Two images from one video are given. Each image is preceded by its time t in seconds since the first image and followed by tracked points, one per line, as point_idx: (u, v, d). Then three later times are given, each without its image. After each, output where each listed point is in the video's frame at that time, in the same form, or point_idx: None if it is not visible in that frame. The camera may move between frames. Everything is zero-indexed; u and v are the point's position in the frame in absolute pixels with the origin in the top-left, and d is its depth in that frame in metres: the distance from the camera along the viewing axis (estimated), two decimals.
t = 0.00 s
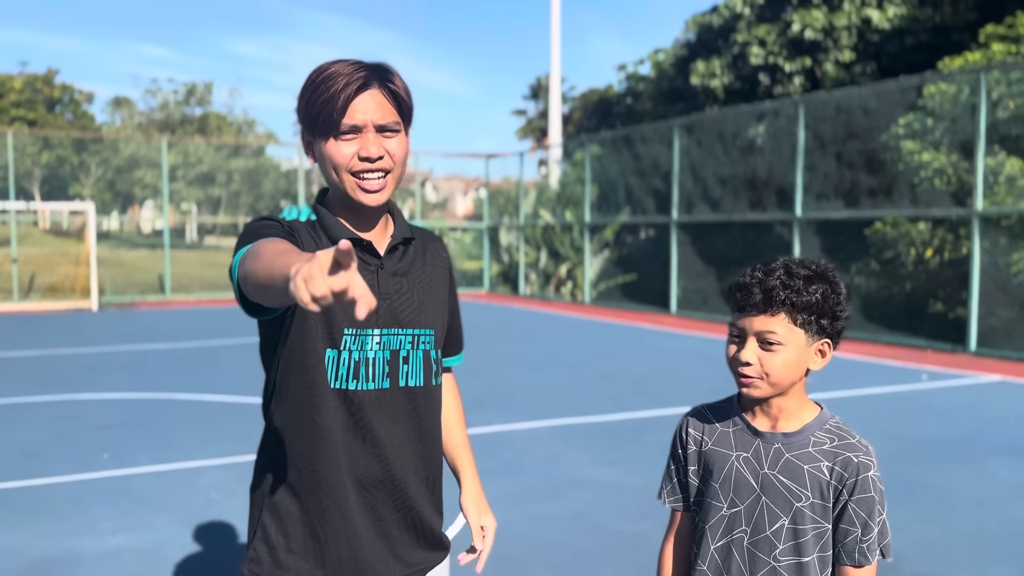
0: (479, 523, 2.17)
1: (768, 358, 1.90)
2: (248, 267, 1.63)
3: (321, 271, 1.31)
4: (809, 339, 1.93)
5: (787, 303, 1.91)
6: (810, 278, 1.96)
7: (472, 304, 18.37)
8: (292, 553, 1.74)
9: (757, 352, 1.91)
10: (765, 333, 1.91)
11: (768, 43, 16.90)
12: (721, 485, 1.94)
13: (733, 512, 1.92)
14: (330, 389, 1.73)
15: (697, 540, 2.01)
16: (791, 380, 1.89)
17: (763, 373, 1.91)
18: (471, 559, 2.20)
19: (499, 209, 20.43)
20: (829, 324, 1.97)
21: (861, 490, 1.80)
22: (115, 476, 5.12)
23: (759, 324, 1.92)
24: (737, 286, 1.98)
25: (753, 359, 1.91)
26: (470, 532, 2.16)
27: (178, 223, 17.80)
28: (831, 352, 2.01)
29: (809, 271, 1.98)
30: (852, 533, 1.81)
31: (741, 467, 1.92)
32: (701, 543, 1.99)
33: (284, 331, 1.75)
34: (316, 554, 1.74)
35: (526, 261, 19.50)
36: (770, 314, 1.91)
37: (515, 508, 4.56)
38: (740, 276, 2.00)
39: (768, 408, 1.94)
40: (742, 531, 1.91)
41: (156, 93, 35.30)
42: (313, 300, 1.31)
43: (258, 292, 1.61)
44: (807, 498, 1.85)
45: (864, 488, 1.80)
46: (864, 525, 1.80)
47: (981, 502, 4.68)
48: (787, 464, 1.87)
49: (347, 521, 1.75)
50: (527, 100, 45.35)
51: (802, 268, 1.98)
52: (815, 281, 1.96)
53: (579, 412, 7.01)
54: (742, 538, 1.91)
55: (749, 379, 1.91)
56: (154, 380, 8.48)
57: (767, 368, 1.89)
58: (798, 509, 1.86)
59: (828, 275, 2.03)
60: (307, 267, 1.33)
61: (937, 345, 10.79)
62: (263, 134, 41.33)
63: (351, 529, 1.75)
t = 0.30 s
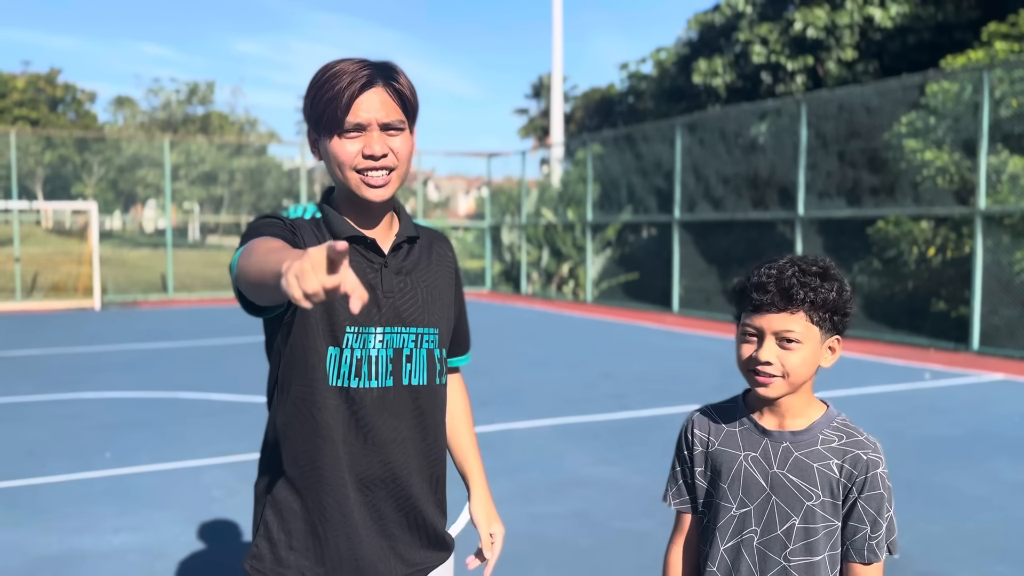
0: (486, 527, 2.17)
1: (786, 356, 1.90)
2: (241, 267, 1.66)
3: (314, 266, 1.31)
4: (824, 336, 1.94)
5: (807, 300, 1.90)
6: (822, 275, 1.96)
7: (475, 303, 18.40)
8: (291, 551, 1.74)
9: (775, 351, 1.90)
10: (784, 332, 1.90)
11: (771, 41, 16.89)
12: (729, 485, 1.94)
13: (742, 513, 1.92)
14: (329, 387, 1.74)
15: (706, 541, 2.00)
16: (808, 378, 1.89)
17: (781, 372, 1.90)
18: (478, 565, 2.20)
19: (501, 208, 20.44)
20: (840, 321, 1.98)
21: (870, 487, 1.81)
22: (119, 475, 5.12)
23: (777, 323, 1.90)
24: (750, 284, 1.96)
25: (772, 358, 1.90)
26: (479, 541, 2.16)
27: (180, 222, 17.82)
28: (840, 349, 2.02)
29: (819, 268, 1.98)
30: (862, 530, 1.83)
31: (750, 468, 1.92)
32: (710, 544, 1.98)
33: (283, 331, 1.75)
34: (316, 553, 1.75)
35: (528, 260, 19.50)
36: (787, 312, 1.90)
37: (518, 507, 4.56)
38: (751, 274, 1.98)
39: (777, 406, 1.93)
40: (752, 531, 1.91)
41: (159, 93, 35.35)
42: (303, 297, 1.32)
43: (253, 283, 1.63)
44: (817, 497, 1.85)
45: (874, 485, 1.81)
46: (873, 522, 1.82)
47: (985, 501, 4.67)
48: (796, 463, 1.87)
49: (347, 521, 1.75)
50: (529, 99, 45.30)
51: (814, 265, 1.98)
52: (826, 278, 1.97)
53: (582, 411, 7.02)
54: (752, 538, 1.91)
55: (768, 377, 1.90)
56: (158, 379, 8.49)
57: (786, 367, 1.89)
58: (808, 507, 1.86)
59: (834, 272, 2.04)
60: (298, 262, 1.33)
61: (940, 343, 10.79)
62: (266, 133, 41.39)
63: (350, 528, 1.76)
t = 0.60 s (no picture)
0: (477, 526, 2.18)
1: (796, 356, 1.89)
2: (221, 277, 1.53)
3: (361, 200, 1.29)
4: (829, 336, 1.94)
5: (814, 301, 1.90)
6: (826, 275, 1.97)
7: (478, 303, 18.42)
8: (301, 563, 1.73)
9: (784, 351, 1.89)
10: (791, 331, 1.89)
11: (773, 41, 16.88)
12: (734, 486, 1.93)
13: (748, 513, 1.92)
14: (340, 393, 1.72)
15: (711, 541, 2.00)
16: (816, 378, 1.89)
17: (790, 372, 1.89)
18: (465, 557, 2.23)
19: (504, 208, 20.45)
20: (844, 322, 1.99)
21: (875, 487, 1.82)
22: (122, 475, 5.13)
23: (785, 322, 1.90)
24: (756, 284, 1.95)
25: (781, 358, 1.89)
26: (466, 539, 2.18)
27: (184, 223, 17.84)
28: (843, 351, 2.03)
29: (822, 268, 1.99)
30: (868, 530, 1.83)
31: (754, 468, 1.92)
32: (715, 545, 1.98)
33: (285, 343, 1.71)
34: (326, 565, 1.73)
35: (531, 261, 19.51)
36: (795, 311, 1.90)
37: (522, 507, 4.56)
38: (756, 274, 1.98)
39: (780, 406, 1.92)
40: (757, 532, 1.91)
41: (162, 93, 35.42)
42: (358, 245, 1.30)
43: (243, 290, 1.50)
44: (822, 496, 1.86)
45: (879, 484, 1.82)
46: (879, 522, 1.83)
47: (988, 501, 4.66)
48: (802, 463, 1.87)
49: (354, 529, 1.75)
50: (531, 99, 45.30)
51: (817, 265, 1.98)
52: (830, 278, 1.98)
53: (585, 411, 7.02)
54: (756, 539, 1.91)
55: (776, 377, 1.88)
56: (162, 379, 8.52)
57: (794, 366, 1.88)
58: (814, 507, 1.86)
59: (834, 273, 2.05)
60: (335, 211, 1.29)
61: (943, 343, 10.77)
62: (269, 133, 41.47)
63: (359, 534, 1.76)
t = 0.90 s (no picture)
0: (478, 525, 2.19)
1: (793, 359, 1.89)
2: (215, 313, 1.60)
3: (327, 232, 1.37)
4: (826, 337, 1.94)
5: (811, 303, 1.90)
6: (821, 276, 1.97)
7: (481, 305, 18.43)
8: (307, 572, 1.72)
9: (781, 355, 1.89)
10: (788, 335, 1.89)
11: (777, 42, 16.87)
12: (732, 488, 1.93)
13: (747, 515, 1.91)
14: (350, 403, 1.72)
15: (710, 543, 2.00)
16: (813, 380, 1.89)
17: (789, 375, 1.88)
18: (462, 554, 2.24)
19: (507, 209, 20.45)
20: (841, 322, 1.99)
21: (874, 489, 1.81)
22: (126, 476, 5.15)
23: (781, 324, 1.90)
24: (752, 289, 1.95)
25: (779, 362, 1.89)
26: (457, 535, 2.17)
27: (188, 224, 17.87)
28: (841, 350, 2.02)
29: (816, 269, 1.99)
30: (866, 532, 1.83)
31: (753, 470, 1.92)
32: (714, 546, 1.98)
33: (288, 354, 1.70)
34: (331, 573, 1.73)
35: (535, 262, 19.49)
36: (791, 314, 1.90)
37: (524, 508, 4.56)
38: (751, 278, 1.98)
39: (779, 407, 1.92)
40: (755, 533, 1.91)
41: (166, 95, 35.52)
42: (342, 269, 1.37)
43: (239, 327, 1.57)
44: (821, 498, 1.85)
45: (877, 485, 1.81)
46: (877, 524, 1.82)
47: (992, 502, 4.65)
48: (801, 465, 1.87)
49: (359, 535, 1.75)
50: (535, 101, 45.27)
51: (812, 267, 1.98)
52: (827, 279, 1.97)
53: (587, 412, 7.02)
54: (755, 541, 1.91)
55: (775, 381, 1.88)
56: (167, 380, 8.54)
57: (794, 369, 1.88)
58: (813, 509, 1.86)
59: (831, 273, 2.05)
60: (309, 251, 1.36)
61: (948, 344, 10.74)
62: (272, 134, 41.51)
63: (365, 539, 1.76)
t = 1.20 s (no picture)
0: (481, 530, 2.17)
1: (793, 362, 1.88)
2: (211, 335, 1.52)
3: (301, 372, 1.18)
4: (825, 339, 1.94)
5: (811, 306, 1.90)
6: (820, 280, 1.97)
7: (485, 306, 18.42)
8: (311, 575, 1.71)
9: (782, 357, 1.89)
10: (789, 338, 1.89)
11: (781, 43, 16.83)
12: (732, 490, 1.92)
13: (746, 517, 1.90)
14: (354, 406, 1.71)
15: (710, 546, 1.98)
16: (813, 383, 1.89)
17: (789, 378, 1.88)
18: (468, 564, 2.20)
19: (511, 211, 20.45)
20: (839, 324, 1.99)
21: (872, 488, 1.81)
22: (131, 478, 5.15)
23: (781, 327, 1.89)
24: (752, 292, 1.94)
25: (780, 365, 1.88)
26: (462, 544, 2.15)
27: (192, 226, 17.91)
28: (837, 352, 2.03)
29: (815, 272, 1.99)
30: (864, 532, 1.82)
31: (752, 471, 1.90)
32: (715, 548, 1.96)
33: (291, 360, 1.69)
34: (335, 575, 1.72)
35: (539, 264, 19.49)
36: (792, 317, 1.89)
37: (528, 510, 4.55)
38: (751, 281, 1.97)
39: (777, 409, 1.92)
40: (755, 535, 1.89)
41: (171, 98, 35.64)
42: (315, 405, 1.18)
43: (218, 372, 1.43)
44: (820, 498, 1.85)
45: (875, 485, 1.81)
46: (875, 523, 1.81)
47: (997, 504, 4.64)
48: (799, 465, 1.86)
49: (364, 537, 1.74)
50: (539, 103, 45.26)
51: (812, 270, 1.98)
52: (825, 283, 1.97)
53: (591, 414, 7.01)
54: (755, 543, 1.89)
55: (776, 383, 1.88)
56: (171, 383, 8.56)
57: (794, 372, 1.87)
58: (812, 509, 1.85)
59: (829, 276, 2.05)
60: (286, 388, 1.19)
61: (953, 346, 10.69)
62: (277, 137, 41.61)
63: (370, 542, 1.75)
